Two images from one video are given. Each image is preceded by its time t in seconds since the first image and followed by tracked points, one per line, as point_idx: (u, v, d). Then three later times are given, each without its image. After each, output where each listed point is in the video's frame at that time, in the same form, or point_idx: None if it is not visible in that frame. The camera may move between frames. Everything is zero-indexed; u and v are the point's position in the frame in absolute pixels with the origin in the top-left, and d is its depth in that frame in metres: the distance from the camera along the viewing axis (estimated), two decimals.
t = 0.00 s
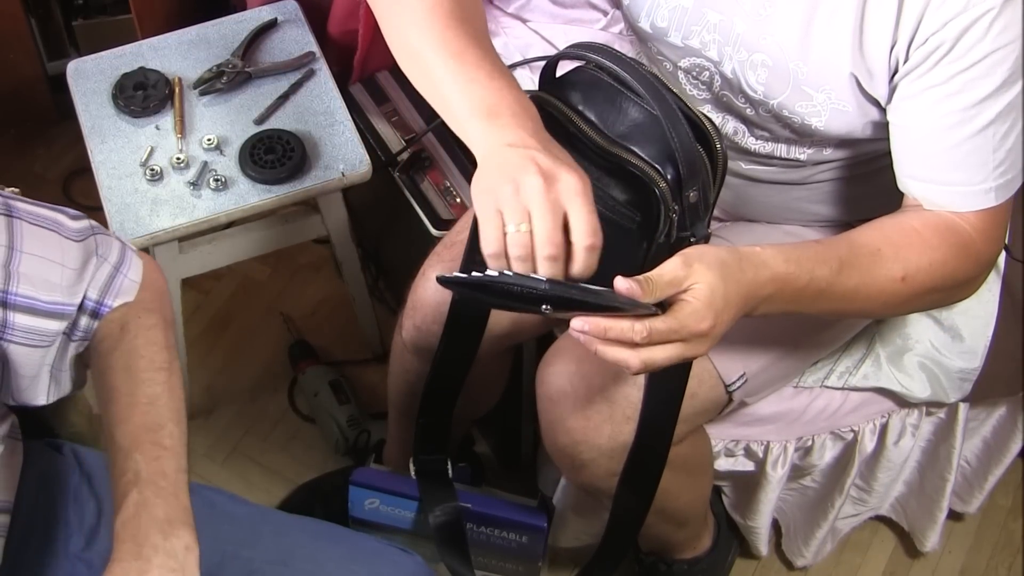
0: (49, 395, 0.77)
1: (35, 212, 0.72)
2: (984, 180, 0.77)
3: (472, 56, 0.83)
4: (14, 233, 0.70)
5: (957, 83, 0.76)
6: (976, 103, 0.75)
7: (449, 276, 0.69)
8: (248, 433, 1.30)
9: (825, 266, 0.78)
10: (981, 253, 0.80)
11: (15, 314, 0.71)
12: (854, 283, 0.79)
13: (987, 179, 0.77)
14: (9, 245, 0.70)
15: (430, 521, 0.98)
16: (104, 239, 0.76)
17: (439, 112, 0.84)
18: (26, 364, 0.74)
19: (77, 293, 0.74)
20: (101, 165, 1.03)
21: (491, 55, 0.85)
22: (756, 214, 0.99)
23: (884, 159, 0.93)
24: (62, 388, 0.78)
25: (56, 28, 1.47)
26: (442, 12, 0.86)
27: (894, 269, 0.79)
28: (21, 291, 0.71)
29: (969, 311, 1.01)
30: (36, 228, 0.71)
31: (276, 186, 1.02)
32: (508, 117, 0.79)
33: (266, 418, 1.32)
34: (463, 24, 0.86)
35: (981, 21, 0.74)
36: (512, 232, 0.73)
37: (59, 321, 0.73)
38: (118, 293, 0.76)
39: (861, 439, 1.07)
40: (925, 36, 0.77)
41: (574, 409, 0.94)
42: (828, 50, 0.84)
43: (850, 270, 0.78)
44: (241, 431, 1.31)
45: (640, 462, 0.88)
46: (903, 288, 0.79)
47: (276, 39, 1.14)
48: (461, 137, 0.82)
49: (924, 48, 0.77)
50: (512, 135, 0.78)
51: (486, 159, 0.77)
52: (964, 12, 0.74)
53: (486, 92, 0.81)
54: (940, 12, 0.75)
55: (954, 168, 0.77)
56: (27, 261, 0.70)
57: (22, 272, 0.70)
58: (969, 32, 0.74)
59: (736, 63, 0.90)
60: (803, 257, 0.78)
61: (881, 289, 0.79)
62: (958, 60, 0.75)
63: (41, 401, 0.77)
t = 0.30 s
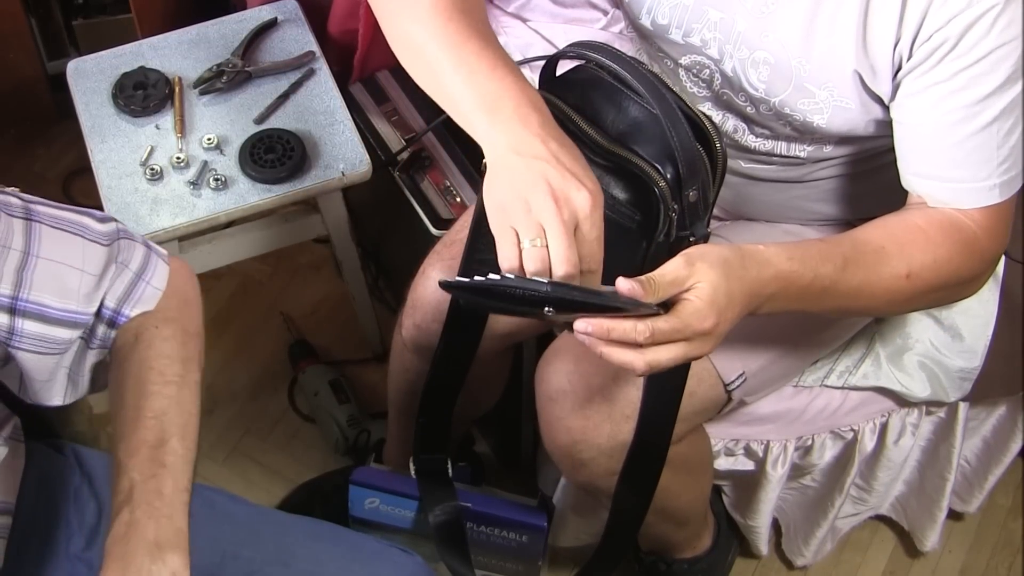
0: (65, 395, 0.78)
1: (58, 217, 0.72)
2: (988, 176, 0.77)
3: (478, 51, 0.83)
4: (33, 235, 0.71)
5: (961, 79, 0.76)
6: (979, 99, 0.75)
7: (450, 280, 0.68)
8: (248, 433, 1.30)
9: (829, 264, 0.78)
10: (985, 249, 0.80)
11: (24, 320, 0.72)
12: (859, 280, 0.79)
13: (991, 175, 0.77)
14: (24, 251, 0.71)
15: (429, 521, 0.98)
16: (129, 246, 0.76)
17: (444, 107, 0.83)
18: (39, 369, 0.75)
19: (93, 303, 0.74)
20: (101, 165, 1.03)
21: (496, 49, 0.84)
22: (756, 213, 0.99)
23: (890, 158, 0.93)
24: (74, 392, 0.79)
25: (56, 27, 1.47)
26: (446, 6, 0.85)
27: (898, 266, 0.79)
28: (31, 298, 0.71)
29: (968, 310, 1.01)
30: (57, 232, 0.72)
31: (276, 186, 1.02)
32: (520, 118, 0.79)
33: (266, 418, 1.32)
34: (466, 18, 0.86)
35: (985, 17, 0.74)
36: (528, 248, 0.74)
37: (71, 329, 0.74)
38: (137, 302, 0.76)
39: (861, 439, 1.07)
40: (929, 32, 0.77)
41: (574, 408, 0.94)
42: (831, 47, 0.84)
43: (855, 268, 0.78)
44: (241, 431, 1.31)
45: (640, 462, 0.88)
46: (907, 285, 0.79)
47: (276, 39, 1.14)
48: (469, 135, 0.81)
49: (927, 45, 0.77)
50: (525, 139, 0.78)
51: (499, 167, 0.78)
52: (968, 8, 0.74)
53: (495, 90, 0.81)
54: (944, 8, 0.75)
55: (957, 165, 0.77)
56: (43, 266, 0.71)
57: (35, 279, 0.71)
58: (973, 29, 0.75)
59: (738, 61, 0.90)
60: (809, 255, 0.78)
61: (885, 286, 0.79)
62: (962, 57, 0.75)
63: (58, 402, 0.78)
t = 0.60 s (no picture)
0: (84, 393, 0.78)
1: (82, 222, 0.73)
2: (997, 180, 0.77)
3: (466, 59, 0.81)
4: (55, 240, 0.71)
5: (969, 85, 0.76)
6: (989, 104, 0.75)
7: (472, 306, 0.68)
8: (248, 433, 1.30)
9: (844, 281, 0.77)
10: (996, 252, 0.80)
11: (41, 328, 0.72)
12: (874, 294, 0.78)
13: (1000, 179, 0.77)
14: (46, 257, 0.71)
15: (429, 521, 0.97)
16: (155, 248, 0.75)
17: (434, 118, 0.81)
18: (58, 371, 0.76)
19: (111, 309, 0.74)
20: (101, 164, 1.03)
21: (488, 58, 0.82)
22: (761, 214, 1.00)
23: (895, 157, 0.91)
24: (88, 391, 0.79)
25: (56, 27, 1.47)
26: (437, 13, 0.83)
27: (912, 276, 0.78)
28: (49, 305, 0.72)
29: (968, 307, 1.00)
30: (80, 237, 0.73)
31: (276, 185, 1.02)
32: (501, 125, 0.76)
33: (266, 418, 1.32)
34: (459, 26, 0.84)
35: (997, 21, 0.74)
36: (510, 261, 0.71)
37: (91, 336, 0.74)
38: (159, 307, 0.76)
39: (861, 438, 1.07)
40: (940, 36, 0.76)
41: (575, 409, 0.94)
42: (838, 49, 0.84)
43: (869, 280, 0.78)
44: (241, 431, 1.31)
45: (641, 462, 0.88)
46: (919, 295, 0.79)
47: (276, 38, 1.14)
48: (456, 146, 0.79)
49: (936, 50, 0.77)
50: (502, 147, 0.75)
51: (480, 181, 0.75)
52: (979, 13, 0.74)
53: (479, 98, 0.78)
54: (955, 12, 0.75)
55: (966, 169, 0.77)
56: (63, 272, 0.72)
57: (55, 287, 0.72)
58: (982, 36, 0.74)
59: (743, 63, 0.90)
60: (824, 274, 0.77)
61: (899, 297, 0.79)
62: (971, 62, 0.75)
63: (80, 399, 0.79)
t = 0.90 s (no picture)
0: (53, 395, 0.78)
1: (47, 216, 0.74)
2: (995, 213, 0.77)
3: (460, 154, 0.67)
4: (30, 233, 0.72)
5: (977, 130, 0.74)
6: (992, 152, 0.73)
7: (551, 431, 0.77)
8: (249, 432, 1.30)
9: (869, 330, 0.82)
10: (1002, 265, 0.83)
11: (31, 316, 0.72)
12: (895, 334, 0.84)
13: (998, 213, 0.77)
14: (26, 246, 0.72)
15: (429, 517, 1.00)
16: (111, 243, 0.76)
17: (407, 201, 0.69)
18: (38, 367, 0.75)
19: (92, 295, 0.74)
20: (101, 164, 1.03)
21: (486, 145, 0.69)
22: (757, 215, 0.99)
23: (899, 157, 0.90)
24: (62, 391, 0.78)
25: (56, 27, 1.47)
26: (437, 106, 0.69)
27: (927, 308, 0.83)
28: (36, 293, 0.72)
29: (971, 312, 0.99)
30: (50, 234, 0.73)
31: (276, 185, 1.02)
32: (487, 258, 0.63)
33: (266, 418, 1.32)
34: (462, 98, 0.70)
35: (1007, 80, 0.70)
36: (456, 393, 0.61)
37: (72, 323, 0.74)
38: (128, 292, 0.77)
39: (861, 438, 1.07)
40: (954, 82, 0.74)
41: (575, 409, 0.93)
42: (847, 80, 0.83)
43: (892, 322, 0.83)
44: (241, 431, 1.31)
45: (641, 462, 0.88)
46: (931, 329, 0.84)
47: (276, 38, 1.14)
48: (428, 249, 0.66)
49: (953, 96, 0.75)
50: (480, 296, 0.61)
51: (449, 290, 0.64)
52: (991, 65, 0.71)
53: (468, 230, 0.63)
54: (971, 59, 0.72)
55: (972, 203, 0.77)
56: (42, 264, 0.72)
57: (36, 274, 0.72)
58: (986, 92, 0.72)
59: (752, 83, 0.91)
60: (855, 333, 0.82)
61: (916, 329, 0.84)
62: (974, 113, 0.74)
63: (48, 405, 0.78)
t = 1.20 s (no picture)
0: None
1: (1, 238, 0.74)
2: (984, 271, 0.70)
3: (526, 382, 0.64)
4: None
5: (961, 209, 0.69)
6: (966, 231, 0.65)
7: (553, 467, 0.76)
8: (249, 431, 1.31)
9: (869, 376, 0.89)
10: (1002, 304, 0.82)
11: None
12: (901, 373, 0.90)
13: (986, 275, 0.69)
14: None
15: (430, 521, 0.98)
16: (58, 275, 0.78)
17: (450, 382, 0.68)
18: None
19: (45, 328, 0.75)
20: (101, 163, 1.03)
21: (558, 365, 0.66)
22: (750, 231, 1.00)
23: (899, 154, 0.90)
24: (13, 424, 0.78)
25: (56, 26, 1.47)
26: (515, 306, 0.66)
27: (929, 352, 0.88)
28: None
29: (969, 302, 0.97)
30: (12, 255, 0.74)
31: (276, 184, 1.02)
32: (511, 504, 0.61)
33: (266, 418, 1.32)
34: (536, 308, 0.66)
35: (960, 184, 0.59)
36: None
37: (21, 349, 0.74)
38: (70, 333, 0.78)
39: (862, 435, 1.07)
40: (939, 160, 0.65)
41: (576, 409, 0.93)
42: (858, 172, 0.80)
43: (883, 367, 0.89)
44: (240, 430, 1.31)
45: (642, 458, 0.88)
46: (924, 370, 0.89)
47: (276, 37, 1.14)
48: (460, 458, 0.65)
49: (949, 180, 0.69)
50: (506, 546, 0.61)
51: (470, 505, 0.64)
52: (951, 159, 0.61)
53: (500, 487, 0.62)
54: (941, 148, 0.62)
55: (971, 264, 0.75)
56: None
57: None
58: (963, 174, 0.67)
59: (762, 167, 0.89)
60: (846, 381, 0.88)
61: (922, 363, 0.89)
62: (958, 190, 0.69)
63: None
